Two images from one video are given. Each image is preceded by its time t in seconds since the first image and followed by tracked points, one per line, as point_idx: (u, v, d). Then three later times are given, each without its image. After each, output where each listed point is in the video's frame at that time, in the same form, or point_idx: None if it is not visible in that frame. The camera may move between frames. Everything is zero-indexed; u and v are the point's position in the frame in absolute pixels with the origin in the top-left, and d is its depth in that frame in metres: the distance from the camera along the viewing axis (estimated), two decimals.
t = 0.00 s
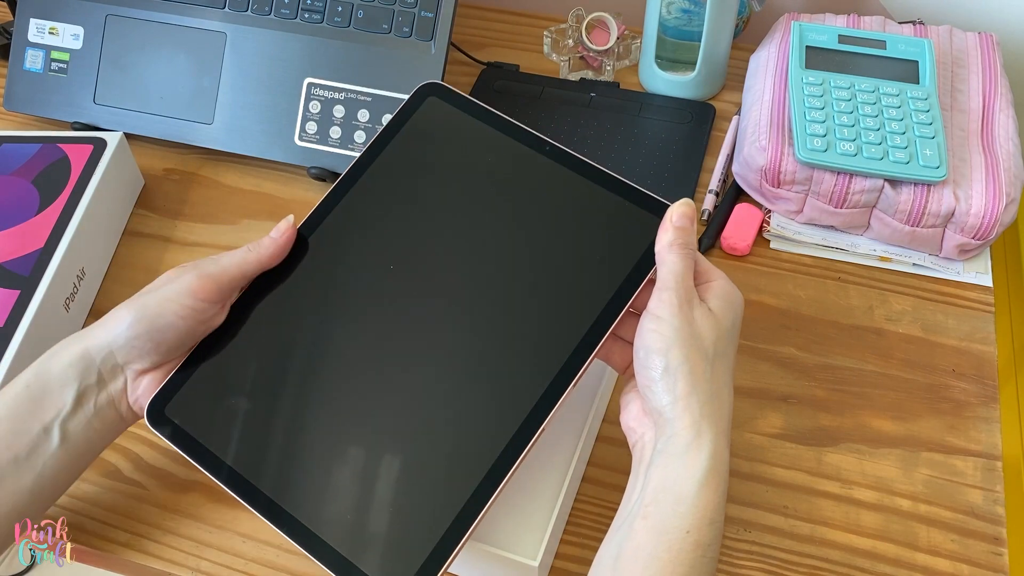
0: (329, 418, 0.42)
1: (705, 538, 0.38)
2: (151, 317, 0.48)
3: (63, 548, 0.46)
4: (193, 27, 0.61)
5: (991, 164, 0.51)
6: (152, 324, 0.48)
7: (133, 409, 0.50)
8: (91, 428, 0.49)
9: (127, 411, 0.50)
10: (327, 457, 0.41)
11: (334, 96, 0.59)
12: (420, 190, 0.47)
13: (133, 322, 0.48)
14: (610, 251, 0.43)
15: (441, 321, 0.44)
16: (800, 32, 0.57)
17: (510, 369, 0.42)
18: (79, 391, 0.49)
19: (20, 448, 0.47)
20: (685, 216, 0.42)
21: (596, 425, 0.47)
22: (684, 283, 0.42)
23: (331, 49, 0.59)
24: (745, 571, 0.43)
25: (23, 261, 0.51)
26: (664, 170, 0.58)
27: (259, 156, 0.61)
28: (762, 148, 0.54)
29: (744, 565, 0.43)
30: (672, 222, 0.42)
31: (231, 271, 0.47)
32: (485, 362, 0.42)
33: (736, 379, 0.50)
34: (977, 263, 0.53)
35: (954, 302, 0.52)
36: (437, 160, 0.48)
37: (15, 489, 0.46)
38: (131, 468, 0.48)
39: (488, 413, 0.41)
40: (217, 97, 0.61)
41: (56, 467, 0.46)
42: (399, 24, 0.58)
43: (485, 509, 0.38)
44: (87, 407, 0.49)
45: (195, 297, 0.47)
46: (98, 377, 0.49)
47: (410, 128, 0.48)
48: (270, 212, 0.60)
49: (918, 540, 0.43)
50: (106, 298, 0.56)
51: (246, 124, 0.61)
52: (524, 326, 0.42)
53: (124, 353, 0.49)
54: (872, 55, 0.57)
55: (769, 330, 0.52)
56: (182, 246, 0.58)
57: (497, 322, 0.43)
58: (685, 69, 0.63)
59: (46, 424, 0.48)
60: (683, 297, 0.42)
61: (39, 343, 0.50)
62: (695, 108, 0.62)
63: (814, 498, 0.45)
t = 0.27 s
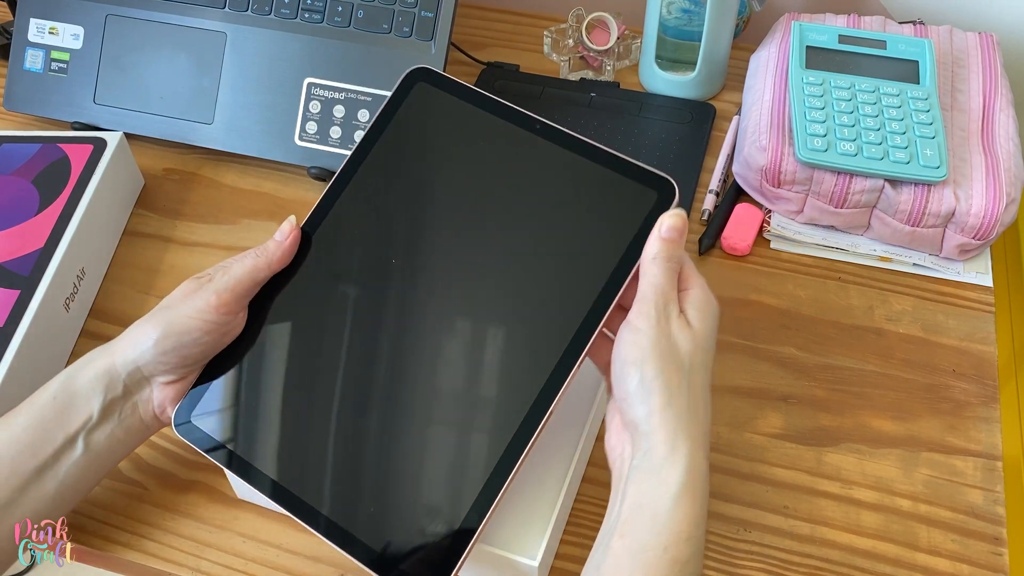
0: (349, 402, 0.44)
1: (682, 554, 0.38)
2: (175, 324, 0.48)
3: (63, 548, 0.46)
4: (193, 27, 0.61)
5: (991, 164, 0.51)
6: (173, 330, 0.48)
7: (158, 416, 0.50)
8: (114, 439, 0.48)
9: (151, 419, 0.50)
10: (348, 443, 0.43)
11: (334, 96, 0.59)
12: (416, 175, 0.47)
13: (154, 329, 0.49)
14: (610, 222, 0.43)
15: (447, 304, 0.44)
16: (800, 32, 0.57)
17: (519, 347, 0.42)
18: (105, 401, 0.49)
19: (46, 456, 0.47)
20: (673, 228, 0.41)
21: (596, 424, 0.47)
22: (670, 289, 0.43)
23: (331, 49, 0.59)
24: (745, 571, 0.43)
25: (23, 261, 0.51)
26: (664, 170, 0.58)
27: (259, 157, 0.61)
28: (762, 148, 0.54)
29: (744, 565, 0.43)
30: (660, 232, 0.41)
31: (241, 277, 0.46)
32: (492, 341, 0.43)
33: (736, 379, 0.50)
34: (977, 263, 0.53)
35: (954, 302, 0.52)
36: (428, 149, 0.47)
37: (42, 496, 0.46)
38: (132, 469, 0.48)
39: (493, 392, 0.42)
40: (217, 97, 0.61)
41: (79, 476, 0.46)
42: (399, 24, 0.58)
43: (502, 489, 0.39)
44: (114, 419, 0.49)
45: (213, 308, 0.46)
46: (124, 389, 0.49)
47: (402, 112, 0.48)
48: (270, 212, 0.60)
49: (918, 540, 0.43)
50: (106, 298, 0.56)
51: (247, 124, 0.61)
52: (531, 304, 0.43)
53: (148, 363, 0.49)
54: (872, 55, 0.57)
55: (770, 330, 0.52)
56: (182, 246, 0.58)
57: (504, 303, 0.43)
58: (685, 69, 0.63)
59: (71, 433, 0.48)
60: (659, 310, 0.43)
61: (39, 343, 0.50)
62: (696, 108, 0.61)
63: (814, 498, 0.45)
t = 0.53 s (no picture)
0: (356, 374, 0.42)
1: None
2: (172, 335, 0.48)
3: (63, 547, 0.45)
4: (193, 26, 0.61)
5: (991, 164, 0.51)
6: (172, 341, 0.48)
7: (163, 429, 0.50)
8: (118, 456, 0.48)
9: (156, 432, 0.50)
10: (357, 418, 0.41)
11: (334, 96, 0.59)
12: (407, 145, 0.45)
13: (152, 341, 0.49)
14: (599, 173, 0.41)
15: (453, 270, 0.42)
16: (800, 32, 0.57)
17: (521, 309, 0.40)
18: (107, 420, 0.49)
19: (50, 471, 0.47)
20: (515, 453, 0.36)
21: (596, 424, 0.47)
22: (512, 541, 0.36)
23: (332, 49, 0.59)
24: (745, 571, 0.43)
25: (23, 261, 0.51)
26: (665, 170, 0.58)
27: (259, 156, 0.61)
28: (762, 148, 0.54)
29: (744, 565, 0.43)
30: (502, 460, 0.36)
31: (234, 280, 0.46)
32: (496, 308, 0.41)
33: (736, 379, 0.50)
34: (977, 263, 0.53)
35: (954, 302, 0.52)
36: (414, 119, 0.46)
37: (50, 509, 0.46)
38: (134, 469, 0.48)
39: (502, 354, 0.40)
40: (217, 97, 0.61)
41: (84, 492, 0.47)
42: (399, 24, 0.58)
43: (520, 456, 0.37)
44: (116, 437, 0.49)
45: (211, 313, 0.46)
46: (126, 406, 0.50)
47: (380, 90, 0.47)
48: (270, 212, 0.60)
49: (919, 541, 0.43)
50: (106, 298, 0.56)
51: (247, 123, 0.61)
52: (536, 268, 0.41)
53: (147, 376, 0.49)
54: (872, 55, 0.57)
55: (770, 330, 0.52)
56: (182, 246, 0.58)
57: (506, 267, 0.41)
58: (685, 70, 0.63)
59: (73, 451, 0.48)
60: None
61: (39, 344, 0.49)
62: (696, 108, 0.62)
63: (814, 498, 0.45)
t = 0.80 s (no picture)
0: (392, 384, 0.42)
1: None
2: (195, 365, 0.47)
3: (62, 547, 0.46)
4: (193, 27, 0.61)
5: (991, 164, 0.51)
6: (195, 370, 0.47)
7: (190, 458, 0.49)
8: (140, 491, 0.48)
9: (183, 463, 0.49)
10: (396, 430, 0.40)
11: (334, 96, 0.59)
12: (435, 149, 0.46)
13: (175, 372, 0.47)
14: (633, 167, 0.42)
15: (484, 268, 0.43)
16: (800, 32, 0.57)
17: (559, 303, 0.41)
18: (132, 455, 0.48)
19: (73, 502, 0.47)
20: (344, 505, 0.37)
21: (596, 424, 0.47)
22: None
23: (332, 49, 0.59)
24: (745, 572, 0.43)
25: (23, 261, 0.51)
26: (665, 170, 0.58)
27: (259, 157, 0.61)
28: (762, 148, 0.54)
29: (744, 565, 0.43)
30: (330, 513, 0.37)
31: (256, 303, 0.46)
32: (531, 318, 0.41)
33: (736, 379, 0.50)
34: (976, 263, 0.53)
35: (954, 302, 0.52)
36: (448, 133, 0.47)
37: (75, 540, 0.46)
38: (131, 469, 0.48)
39: (552, 352, 0.40)
40: (217, 97, 0.61)
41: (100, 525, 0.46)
42: (399, 24, 0.58)
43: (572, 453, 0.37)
44: (141, 472, 0.49)
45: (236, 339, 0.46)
46: (152, 441, 0.49)
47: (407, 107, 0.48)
48: (270, 212, 0.60)
49: (918, 540, 0.43)
50: (106, 298, 0.56)
51: (247, 124, 0.61)
52: (573, 271, 0.41)
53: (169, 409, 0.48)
54: (872, 55, 0.57)
55: (770, 330, 0.52)
56: (182, 246, 0.58)
57: (540, 279, 0.42)
58: (685, 69, 0.63)
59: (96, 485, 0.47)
60: None
61: (39, 344, 0.49)
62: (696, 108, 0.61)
63: (814, 499, 0.45)
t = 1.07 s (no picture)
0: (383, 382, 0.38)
1: None
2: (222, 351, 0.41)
3: (63, 547, 0.42)
4: (194, 26, 0.61)
5: (991, 164, 0.51)
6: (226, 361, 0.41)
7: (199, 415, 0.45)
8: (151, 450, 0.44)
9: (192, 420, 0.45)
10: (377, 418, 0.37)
11: (334, 96, 0.59)
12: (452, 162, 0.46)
13: (200, 344, 0.41)
14: (611, 104, 0.39)
15: (497, 241, 0.39)
16: (800, 32, 0.57)
17: (549, 262, 0.37)
18: (145, 419, 0.42)
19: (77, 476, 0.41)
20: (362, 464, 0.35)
21: (596, 425, 0.47)
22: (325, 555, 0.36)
23: (332, 49, 0.59)
24: (746, 572, 0.43)
25: (23, 260, 0.51)
26: (666, 170, 0.58)
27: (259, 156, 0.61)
28: (762, 148, 0.54)
29: (744, 565, 0.43)
30: (329, 488, 0.34)
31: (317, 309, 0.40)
32: (520, 276, 0.37)
33: (736, 379, 0.50)
34: (976, 263, 0.53)
35: (954, 301, 0.52)
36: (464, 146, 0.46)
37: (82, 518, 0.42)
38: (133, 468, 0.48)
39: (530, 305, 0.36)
40: (217, 97, 0.61)
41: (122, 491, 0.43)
42: (399, 24, 0.58)
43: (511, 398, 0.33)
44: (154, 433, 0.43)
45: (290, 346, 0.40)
46: (168, 406, 0.43)
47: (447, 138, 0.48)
48: (270, 212, 0.60)
49: (919, 540, 0.43)
50: (106, 298, 0.55)
51: (247, 123, 0.61)
52: (557, 221, 0.38)
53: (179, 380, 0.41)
54: (872, 55, 0.57)
55: (770, 330, 0.52)
56: (182, 246, 0.58)
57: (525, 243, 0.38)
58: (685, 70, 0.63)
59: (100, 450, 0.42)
60: None
61: (39, 344, 0.49)
62: (696, 108, 0.61)
63: (815, 499, 0.45)
